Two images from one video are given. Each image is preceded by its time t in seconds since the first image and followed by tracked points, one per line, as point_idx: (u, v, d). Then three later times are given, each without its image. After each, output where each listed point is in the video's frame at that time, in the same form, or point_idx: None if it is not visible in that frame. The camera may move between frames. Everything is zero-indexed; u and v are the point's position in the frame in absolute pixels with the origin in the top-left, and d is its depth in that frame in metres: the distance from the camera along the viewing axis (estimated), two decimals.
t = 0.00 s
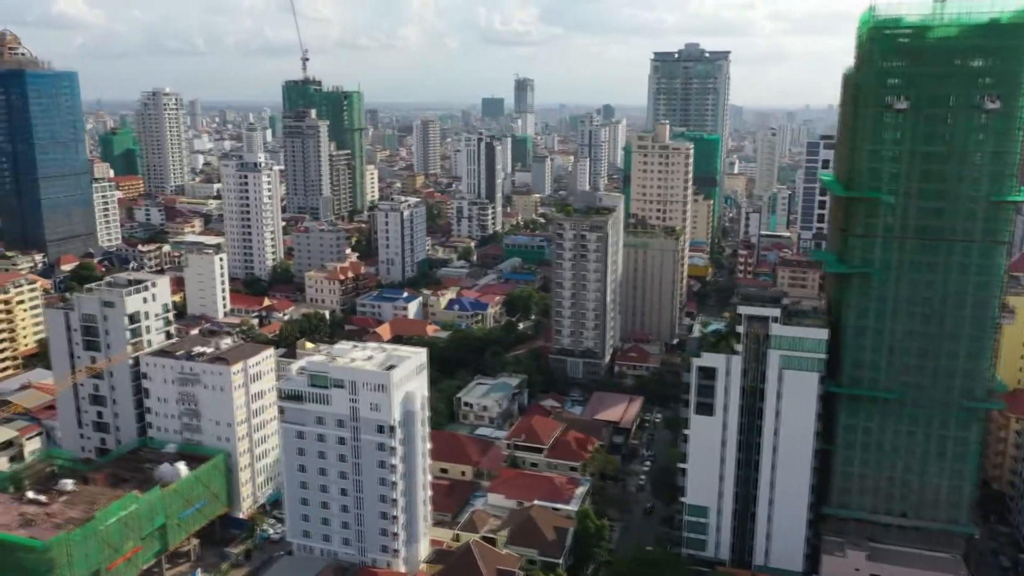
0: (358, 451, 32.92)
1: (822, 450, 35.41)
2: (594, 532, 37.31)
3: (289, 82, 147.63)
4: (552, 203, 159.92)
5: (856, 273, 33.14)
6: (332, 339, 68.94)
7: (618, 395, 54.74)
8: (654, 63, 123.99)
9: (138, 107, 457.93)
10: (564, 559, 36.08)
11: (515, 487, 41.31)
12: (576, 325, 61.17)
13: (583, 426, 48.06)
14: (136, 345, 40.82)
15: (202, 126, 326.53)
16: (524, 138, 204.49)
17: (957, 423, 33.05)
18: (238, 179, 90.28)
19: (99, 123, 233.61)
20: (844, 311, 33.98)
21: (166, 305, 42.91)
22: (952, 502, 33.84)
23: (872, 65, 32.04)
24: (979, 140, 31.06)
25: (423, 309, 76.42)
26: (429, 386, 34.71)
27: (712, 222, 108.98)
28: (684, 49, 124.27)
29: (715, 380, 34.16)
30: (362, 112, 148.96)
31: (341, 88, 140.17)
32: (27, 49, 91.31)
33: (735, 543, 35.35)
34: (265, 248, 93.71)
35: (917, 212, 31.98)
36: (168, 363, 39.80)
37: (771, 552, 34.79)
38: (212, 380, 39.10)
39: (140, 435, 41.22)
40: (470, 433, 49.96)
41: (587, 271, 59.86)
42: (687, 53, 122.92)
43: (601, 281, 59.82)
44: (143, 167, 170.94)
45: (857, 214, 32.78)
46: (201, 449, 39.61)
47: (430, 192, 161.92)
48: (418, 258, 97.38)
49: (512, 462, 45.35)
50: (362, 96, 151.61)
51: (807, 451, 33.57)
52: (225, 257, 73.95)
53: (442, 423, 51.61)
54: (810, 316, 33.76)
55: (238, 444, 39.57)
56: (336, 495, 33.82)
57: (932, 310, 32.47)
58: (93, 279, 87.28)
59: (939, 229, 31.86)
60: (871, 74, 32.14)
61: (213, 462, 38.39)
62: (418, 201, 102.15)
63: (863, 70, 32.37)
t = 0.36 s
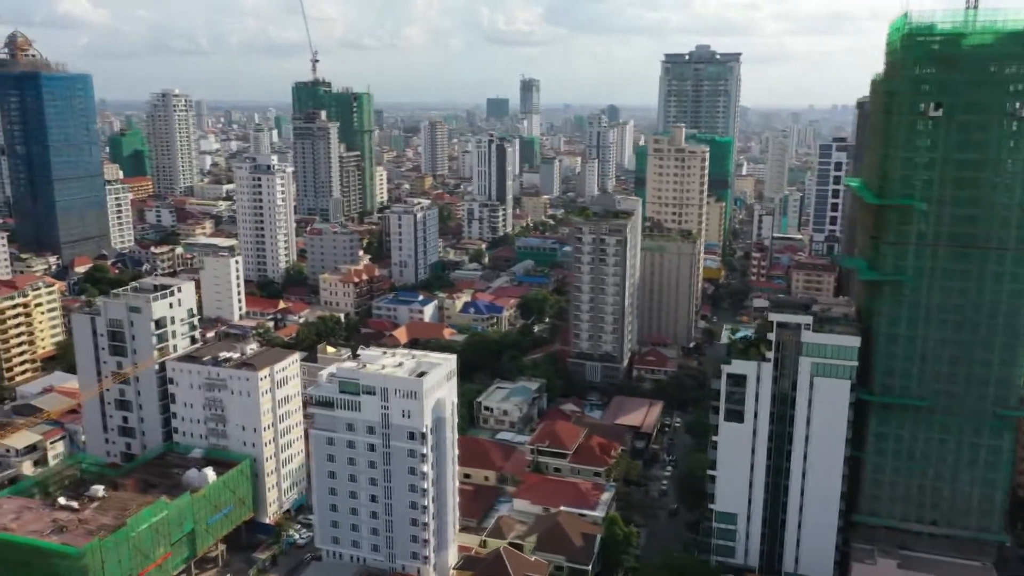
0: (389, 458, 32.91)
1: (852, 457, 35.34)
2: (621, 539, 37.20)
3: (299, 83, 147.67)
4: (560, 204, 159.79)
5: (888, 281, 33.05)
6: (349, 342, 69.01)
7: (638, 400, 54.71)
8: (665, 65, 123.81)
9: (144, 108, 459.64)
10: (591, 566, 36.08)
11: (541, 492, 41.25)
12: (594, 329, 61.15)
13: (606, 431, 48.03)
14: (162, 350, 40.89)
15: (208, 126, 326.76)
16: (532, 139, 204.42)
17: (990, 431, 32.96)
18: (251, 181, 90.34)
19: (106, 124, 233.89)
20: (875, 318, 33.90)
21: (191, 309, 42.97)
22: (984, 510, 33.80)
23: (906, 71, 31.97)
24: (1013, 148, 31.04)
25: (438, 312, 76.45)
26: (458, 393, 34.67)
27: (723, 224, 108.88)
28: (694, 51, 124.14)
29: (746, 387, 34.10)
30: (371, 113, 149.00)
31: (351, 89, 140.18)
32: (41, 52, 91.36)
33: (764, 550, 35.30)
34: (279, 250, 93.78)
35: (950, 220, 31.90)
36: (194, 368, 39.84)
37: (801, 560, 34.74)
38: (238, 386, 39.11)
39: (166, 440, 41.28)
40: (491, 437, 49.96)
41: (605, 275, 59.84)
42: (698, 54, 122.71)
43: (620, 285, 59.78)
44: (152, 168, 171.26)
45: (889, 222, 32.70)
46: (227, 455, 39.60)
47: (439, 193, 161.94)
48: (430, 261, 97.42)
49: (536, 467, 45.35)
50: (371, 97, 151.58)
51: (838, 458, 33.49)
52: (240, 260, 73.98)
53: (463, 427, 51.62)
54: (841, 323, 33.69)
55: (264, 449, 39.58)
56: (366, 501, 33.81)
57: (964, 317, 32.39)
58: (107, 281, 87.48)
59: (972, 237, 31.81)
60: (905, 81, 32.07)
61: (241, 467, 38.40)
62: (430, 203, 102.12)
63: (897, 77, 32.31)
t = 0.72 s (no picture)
0: (420, 465, 32.91)
1: (882, 465, 35.29)
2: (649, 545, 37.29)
3: (308, 85, 147.79)
4: (569, 207, 159.78)
5: (920, 289, 33.00)
6: (365, 346, 69.02)
7: (658, 405, 54.68)
8: (676, 67, 123.72)
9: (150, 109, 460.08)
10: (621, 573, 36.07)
11: (567, 499, 41.18)
12: (613, 333, 61.09)
13: (629, 436, 48.00)
14: (188, 357, 40.97)
15: (214, 128, 327.25)
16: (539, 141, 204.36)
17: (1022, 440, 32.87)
18: (265, 184, 90.40)
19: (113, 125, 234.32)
20: (907, 326, 33.83)
21: (216, 315, 43.02)
22: (1015, 518, 33.75)
23: (941, 80, 31.96)
24: None
25: (454, 316, 76.46)
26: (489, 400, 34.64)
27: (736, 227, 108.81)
28: (705, 53, 124.16)
29: (777, 395, 34.03)
30: (381, 115, 149.09)
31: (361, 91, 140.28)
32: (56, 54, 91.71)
33: (793, 558, 35.24)
34: (292, 253, 93.86)
35: (984, 228, 31.83)
36: (221, 374, 39.88)
37: (831, 567, 34.69)
38: (265, 392, 39.12)
39: (192, 446, 41.31)
40: (513, 442, 49.96)
41: (624, 280, 59.80)
42: (709, 57, 122.80)
43: (639, 289, 59.74)
44: (161, 170, 171.55)
45: (922, 230, 32.67)
46: (254, 461, 39.59)
47: (448, 195, 161.95)
48: (443, 264, 97.48)
49: (559, 473, 45.28)
50: (381, 99, 151.63)
51: (869, 466, 33.42)
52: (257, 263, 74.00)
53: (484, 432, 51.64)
54: (873, 332, 33.61)
55: (291, 455, 39.59)
56: (396, 509, 33.81)
57: (997, 325, 32.32)
58: (121, 284, 87.68)
59: (1007, 245, 31.75)
60: (939, 89, 32.06)
61: (268, 473, 38.40)
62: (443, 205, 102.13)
63: (932, 85, 32.28)
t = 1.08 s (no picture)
0: (450, 472, 32.89)
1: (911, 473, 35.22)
2: (676, 551, 37.56)
3: (317, 87, 147.75)
4: (577, 209, 159.77)
5: (952, 297, 33.01)
6: (381, 349, 69.03)
7: (678, 409, 54.63)
8: (687, 70, 123.68)
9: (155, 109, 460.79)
10: None
11: (592, 505, 41.19)
12: (631, 337, 61.05)
13: (652, 442, 48.08)
14: (213, 363, 41.04)
15: (219, 128, 327.44)
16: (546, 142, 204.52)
17: None
18: (278, 187, 90.46)
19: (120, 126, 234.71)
20: (937, 334, 33.78)
21: (240, 321, 43.04)
22: None
23: (974, 88, 32.00)
24: None
25: (468, 319, 76.44)
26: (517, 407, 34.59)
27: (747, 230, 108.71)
28: (715, 55, 124.16)
29: (806, 403, 33.97)
30: (390, 117, 149.13)
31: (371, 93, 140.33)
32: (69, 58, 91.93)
33: (822, 566, 35.17)
34: (305, 255, 93.89)
35: (1017, 236, 31.80)
36: (247, 380, 39.89)
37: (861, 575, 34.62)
38: (291, 398, 39.13)
39: (216, 452, 41.34)
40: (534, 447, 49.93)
41: (642, 284, 59.74)
42: (720, 59, 122.87)
43: (656, 293, 59.66)
44: (170, 172, 171.84)
45: (954, 238, 32.68)
46: (280, 466, 39.60)
47: (456, 197, 161.93)
48: (455, 266, 97.53)
49: (583, 479, 45.34)
50: (390, 100, 151.61)
51: (900, 474, 33.34)
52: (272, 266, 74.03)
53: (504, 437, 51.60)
54: (904, 339, 33.55)
55: (316, 461, 39.57)
56: (426, 516, 33.76)
57: None
58: (134, 286, 87.79)
59: None
60: (972, 97, 32.09)
61: (295, 479, 38.42)
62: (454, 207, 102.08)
63: (964, 93, 32.34)
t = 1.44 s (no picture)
0: (479, 479, 32.89)
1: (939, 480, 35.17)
2: (702, 558, 37.58)
3: (325, 89, 147.71)
4: (585, 210, 159.77)
5: (982, 304, 33.07)
6: (395, 353, 69.04)
7: (697, 414, 54.59)
8: (696, 71, 123.75)
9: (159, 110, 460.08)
10: None
11: (616, 511, 41.18)
12: (647, 341, 61.02)
13: (673, 447, 48.09)
14: (237, 368, 41.08)
15: (224, 129, 327.59)
16: (552, 144, 204.51)
17: None
18: (289, 189, 90.48)
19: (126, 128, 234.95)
20: (967, 341, 33.80)
21: (263, 326, 43.03)
22: None
23: (1006, 95, 32.03)
24: None
25: (482, 322, 76.44)
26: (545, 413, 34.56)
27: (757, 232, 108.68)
28: (725, 57, 124.13)
29: (835, 410, 33.95)
30: (398, 119, 149.16)
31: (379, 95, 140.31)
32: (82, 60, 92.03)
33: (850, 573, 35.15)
34: (316, 258, 93.91)
35: None
36: (271, 386, 39.89)
37: None
38: (316, 404, 39.11)
39: (240, 457, 41.36)
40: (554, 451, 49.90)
41: (659, 288, 59.69)
42: (729, 61, 122.81)
43: (673, 297, 59.61)
44: (177, 172, 171.93)
45: (984, 246, 32.75)
46: (304, 472, 39.58)
47: (463, 198, 161.87)
48: (466, 269, 97.56)
49: (606, 485, 45.34)
50: (398, 102, 151.59)
51: (930, 481, 33.31)
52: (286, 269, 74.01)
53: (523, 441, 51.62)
54: (933, 347, 33.53)
55: (341, 467, 39.55)
56: (454, 523, 33.74)
57: None
58: (146, 289, 87.84)
59: None
60: (1004, 105, 32.14)
61: (320, 486, 38.41)
62: (465, 210, 102.02)
63: (995, 101, 32.37)
